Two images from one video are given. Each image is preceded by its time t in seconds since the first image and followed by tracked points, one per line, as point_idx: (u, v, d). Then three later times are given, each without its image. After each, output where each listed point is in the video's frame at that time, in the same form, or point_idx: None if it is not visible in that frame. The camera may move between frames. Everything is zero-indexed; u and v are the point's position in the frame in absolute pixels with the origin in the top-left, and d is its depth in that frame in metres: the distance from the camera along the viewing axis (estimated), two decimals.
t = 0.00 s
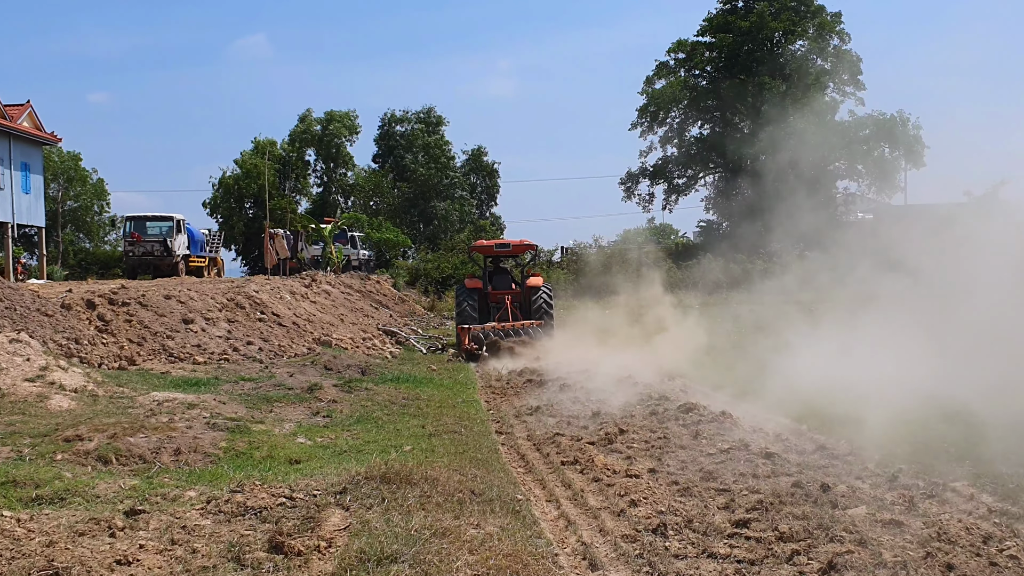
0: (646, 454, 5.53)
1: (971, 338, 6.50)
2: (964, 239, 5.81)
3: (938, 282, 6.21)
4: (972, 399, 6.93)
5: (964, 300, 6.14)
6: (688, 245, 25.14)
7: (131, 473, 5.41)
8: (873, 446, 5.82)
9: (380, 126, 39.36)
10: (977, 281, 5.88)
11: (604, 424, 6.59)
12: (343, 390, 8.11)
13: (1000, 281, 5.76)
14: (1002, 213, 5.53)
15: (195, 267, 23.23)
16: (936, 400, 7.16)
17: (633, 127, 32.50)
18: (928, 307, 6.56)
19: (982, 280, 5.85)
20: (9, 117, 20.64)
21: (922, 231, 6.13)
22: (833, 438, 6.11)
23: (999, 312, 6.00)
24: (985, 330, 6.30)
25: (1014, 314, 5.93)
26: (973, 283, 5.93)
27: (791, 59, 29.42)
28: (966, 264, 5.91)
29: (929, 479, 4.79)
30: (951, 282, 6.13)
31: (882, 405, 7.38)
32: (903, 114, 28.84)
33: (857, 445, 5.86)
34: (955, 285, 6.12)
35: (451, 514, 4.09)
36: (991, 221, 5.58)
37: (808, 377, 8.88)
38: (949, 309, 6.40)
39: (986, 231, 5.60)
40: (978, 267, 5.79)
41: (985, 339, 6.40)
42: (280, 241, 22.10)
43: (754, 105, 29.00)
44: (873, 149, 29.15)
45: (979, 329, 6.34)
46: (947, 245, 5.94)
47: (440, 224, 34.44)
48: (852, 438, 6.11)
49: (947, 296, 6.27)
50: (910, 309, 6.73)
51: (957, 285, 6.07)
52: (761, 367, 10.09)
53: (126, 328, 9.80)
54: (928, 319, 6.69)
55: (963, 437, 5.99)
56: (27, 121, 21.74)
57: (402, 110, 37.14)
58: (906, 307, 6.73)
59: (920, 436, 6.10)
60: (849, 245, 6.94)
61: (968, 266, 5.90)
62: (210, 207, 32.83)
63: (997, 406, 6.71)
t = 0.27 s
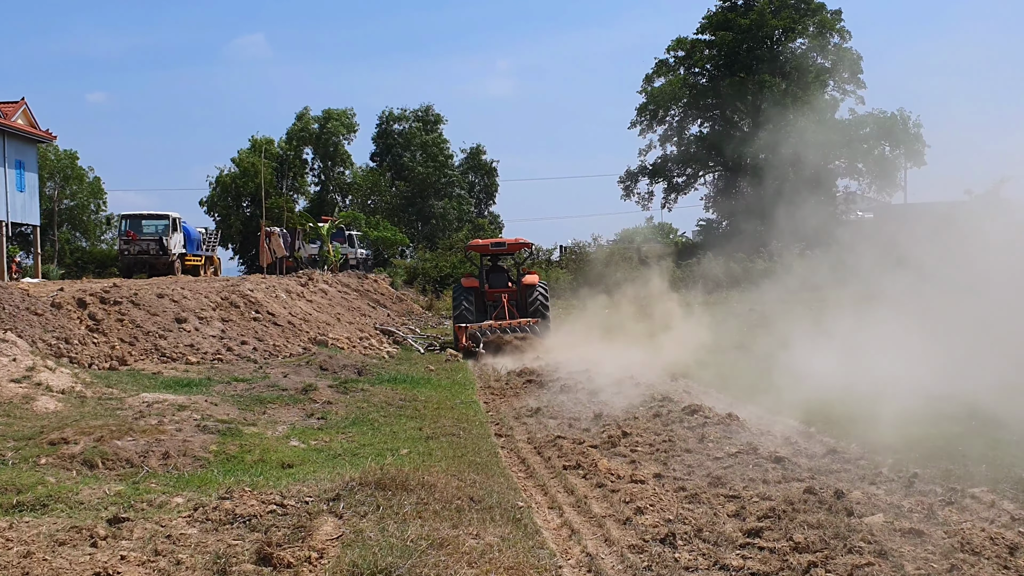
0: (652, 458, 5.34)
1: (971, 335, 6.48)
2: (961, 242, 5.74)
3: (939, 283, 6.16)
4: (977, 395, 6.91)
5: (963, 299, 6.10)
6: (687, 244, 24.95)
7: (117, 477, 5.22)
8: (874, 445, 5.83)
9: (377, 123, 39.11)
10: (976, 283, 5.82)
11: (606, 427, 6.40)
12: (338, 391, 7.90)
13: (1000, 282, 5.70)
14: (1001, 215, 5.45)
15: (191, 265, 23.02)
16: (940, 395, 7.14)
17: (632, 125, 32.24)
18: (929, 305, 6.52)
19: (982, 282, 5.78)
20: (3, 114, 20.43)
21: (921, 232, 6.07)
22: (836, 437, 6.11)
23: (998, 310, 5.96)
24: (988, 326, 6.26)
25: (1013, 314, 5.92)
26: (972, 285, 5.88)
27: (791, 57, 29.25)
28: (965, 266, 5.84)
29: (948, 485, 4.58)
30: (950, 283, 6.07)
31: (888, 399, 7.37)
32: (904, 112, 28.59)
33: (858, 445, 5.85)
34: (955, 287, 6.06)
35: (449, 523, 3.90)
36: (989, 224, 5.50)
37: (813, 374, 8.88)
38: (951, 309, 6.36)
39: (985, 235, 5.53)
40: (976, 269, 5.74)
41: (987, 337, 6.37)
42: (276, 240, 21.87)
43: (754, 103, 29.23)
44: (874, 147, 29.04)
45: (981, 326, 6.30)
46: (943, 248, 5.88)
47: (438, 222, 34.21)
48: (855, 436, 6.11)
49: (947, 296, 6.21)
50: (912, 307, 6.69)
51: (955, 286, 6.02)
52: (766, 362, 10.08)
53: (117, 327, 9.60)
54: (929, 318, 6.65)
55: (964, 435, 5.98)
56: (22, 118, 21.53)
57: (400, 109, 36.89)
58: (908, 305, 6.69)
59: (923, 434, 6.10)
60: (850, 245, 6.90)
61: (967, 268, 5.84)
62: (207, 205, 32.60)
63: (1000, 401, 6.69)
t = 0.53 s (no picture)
0: (657, 466, 5.15)
1: (971, 336, 6.41)
2: (961, 240, 5.67)
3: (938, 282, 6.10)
4: (975, 397, 6.85)
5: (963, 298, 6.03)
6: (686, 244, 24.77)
7: (102, 487, 5.02)
8: (874, 447, 5.75)
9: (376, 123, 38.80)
10: (975, 281, 5.76)
11: (609, 432, 6.21)
12: (333, 395, 7.70)
13: (1001, 280, 5.64)
14: (1001, 212, 5.40)
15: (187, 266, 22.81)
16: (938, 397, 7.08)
17: (631, 124, 32.02)
18: (930, 306, 6.43)
19: (981, 281, 5.72)
20: None
21: (920, 230, 6.02)
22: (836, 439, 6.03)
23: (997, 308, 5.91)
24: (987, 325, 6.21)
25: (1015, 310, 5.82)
26: (971, 283, 5.82)
27: (791, 57, 29.04)
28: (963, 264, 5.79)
29: (968, 495, 4.38)
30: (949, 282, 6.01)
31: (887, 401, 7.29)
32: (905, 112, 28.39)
33: (859, 447, 5.77)
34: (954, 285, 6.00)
35: (449, 539, 3.71)
36: (986, 221, 5.45)
37: (810, 377, 8.80)
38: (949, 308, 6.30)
39: (985, 231, 5.47)
40: (976, 267, 5.67)
41: (989, 337, 6.30)
42: (273, 239, 21.65)
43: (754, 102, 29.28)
44: (874, 147, 28.87)
45: (980, 325, 6.24)
46: (942, 245, 5.81)
47: (437, 222, 33.99)
48: (856, 438, 6.03)
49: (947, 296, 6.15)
50: (911, 308, 6.63)
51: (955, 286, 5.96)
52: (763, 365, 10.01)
53: (108, 329, 9.41)
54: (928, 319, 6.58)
55: (963, 437, 5.90)
56: (16, 117, 21.31)
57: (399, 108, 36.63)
58: (907, 305, 6.63)
59: (923, 435, 6.02)
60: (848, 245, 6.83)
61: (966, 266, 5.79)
62: (204, 205, 32.36)
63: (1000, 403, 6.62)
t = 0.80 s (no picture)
0: (663, 470, 4.94)
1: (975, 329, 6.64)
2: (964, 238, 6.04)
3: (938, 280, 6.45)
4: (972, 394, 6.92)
5: (959, 296, 6.36)
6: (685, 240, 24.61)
7: (84, 491, 4.81)
8: (876, 436, 5.91)
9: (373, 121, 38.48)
10: (975, 279, 6.11)
11: (611, 433, 6.00)
12: (327, 395, 7.49)
13: (998, 280, 5.99)
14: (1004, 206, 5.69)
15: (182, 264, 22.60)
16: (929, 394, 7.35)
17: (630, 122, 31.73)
18: (937, 300, 6.68)
19: (980, 279, 6.08)
20: None
21: (921, 229, 6.39)
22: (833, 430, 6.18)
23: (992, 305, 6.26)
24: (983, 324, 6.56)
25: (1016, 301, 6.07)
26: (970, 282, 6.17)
27: (791, 54, 28.75)
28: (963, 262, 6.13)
29: (989, 501, 4.18)
30: (948, 280, 6.36)
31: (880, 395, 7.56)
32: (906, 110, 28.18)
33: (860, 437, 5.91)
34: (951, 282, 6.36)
35: (446, 549, 3.50)
36: (987, 219, 5.84)
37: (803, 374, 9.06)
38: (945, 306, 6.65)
39: (985, 230, 5.86)
40: (974, 265, 6.05)
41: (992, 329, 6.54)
42: (269, 237, 21.41)
43: (753, 99, 29.12)
44: (874, 145, 28.75)
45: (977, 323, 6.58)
46: (942, 244, 6.21)
47: (434, 220, 33.78)
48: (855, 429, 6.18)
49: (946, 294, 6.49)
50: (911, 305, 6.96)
51: (954, 284, 6.31)
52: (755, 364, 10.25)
53: (98, 328, 9.20)
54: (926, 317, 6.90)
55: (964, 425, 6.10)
56: (11, 114, 21.07)
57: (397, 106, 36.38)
58: (907, 301, 6.97)
59: (921, 424, 6.26)
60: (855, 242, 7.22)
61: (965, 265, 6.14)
62: (200, 203, 32.11)
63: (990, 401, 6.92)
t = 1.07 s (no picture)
0: (668, 483, 4.75)
1: (976, 331, 6.47)
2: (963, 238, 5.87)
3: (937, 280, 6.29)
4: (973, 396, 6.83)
5: (958, 296, 6.21)
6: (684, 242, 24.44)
7: (66, 506, 4.61)
8: (875, 442, 5.80)
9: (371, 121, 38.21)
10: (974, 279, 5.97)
11: (614, 443, 5.81)
12: (321, 402, 7.29)
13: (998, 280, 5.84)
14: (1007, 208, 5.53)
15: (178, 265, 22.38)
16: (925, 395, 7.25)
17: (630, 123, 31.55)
18: (936, 302, 6.53)
19: (979, 281, 5.93)
20: None
21: (920, 229, 6.23)
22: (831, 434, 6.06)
23: (991, 307, 6.11)
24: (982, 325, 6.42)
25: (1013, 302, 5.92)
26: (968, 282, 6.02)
27: (791, 54, 28.61)
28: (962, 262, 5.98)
29: (1011, 518, 3.99)
30: (947, 280, 6.21)
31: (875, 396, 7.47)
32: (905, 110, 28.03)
33: (858, 442, 5.80)
34: (949, 282, 6.21)
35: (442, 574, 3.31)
36: (987, 219, 5.66)
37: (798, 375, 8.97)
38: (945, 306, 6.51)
39: (984, 230, 5.68)
40: (974, 266, 5.89)
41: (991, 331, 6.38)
42: (265, 238, 21.18)
43: (753, 100, 28.92)
44: (874, 145, 28.67)
45: (975, 325, 6.44)
46: (941, 244, 6.05)
47: (432, 221, 33.62)
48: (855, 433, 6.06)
49: (945, 294, 6.34)
50: (909, 306, 6.82)
51: (954, 285, 6.17)
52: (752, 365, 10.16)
53: (88, 332, 8.99)
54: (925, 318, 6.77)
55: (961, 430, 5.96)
56: (5, 114, 20.85)
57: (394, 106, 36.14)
58: (907, 302, 6.80)
59: (918, 428, 6.15)
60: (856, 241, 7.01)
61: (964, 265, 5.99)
62: (197, 204, 31.89)
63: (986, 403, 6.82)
